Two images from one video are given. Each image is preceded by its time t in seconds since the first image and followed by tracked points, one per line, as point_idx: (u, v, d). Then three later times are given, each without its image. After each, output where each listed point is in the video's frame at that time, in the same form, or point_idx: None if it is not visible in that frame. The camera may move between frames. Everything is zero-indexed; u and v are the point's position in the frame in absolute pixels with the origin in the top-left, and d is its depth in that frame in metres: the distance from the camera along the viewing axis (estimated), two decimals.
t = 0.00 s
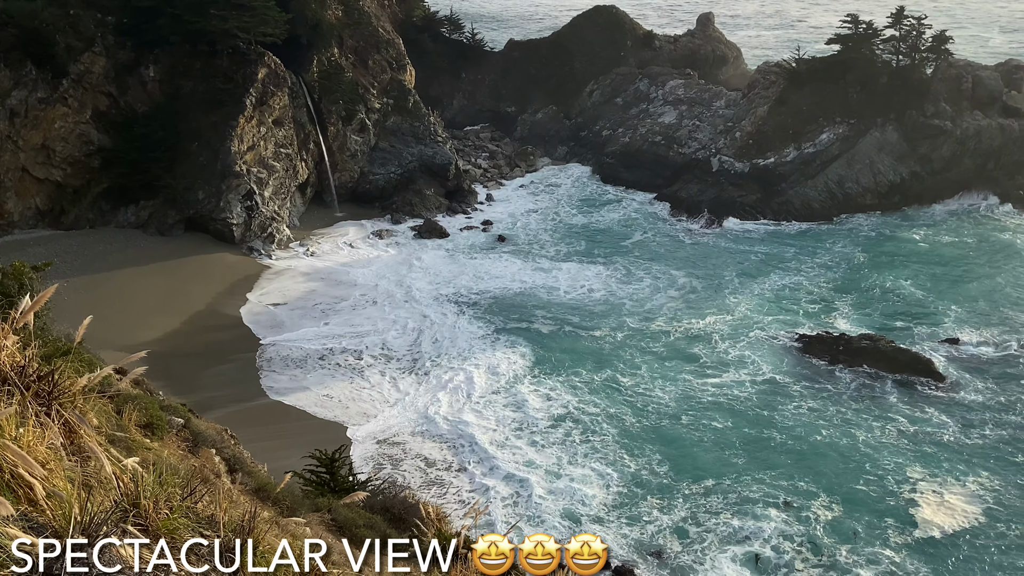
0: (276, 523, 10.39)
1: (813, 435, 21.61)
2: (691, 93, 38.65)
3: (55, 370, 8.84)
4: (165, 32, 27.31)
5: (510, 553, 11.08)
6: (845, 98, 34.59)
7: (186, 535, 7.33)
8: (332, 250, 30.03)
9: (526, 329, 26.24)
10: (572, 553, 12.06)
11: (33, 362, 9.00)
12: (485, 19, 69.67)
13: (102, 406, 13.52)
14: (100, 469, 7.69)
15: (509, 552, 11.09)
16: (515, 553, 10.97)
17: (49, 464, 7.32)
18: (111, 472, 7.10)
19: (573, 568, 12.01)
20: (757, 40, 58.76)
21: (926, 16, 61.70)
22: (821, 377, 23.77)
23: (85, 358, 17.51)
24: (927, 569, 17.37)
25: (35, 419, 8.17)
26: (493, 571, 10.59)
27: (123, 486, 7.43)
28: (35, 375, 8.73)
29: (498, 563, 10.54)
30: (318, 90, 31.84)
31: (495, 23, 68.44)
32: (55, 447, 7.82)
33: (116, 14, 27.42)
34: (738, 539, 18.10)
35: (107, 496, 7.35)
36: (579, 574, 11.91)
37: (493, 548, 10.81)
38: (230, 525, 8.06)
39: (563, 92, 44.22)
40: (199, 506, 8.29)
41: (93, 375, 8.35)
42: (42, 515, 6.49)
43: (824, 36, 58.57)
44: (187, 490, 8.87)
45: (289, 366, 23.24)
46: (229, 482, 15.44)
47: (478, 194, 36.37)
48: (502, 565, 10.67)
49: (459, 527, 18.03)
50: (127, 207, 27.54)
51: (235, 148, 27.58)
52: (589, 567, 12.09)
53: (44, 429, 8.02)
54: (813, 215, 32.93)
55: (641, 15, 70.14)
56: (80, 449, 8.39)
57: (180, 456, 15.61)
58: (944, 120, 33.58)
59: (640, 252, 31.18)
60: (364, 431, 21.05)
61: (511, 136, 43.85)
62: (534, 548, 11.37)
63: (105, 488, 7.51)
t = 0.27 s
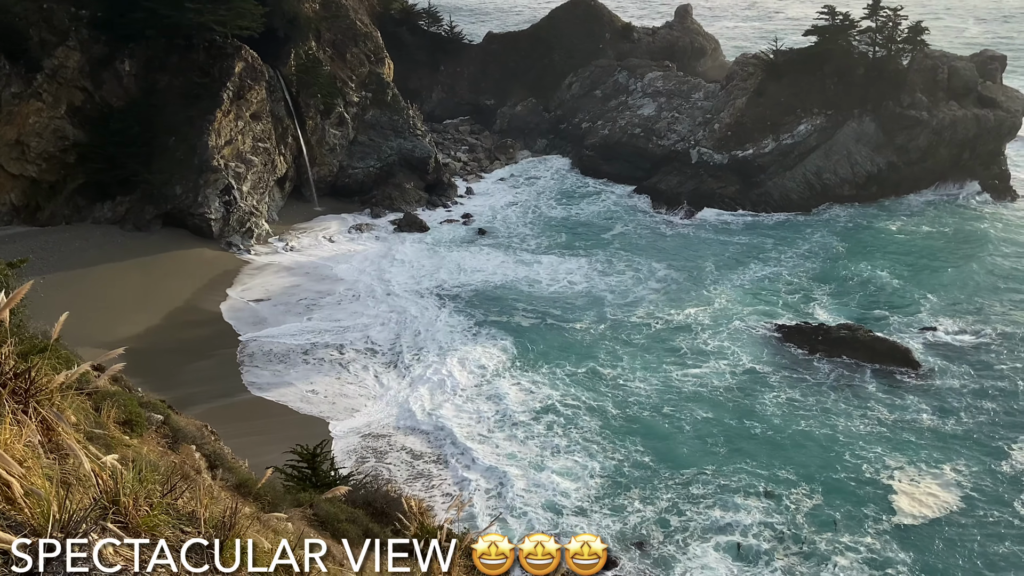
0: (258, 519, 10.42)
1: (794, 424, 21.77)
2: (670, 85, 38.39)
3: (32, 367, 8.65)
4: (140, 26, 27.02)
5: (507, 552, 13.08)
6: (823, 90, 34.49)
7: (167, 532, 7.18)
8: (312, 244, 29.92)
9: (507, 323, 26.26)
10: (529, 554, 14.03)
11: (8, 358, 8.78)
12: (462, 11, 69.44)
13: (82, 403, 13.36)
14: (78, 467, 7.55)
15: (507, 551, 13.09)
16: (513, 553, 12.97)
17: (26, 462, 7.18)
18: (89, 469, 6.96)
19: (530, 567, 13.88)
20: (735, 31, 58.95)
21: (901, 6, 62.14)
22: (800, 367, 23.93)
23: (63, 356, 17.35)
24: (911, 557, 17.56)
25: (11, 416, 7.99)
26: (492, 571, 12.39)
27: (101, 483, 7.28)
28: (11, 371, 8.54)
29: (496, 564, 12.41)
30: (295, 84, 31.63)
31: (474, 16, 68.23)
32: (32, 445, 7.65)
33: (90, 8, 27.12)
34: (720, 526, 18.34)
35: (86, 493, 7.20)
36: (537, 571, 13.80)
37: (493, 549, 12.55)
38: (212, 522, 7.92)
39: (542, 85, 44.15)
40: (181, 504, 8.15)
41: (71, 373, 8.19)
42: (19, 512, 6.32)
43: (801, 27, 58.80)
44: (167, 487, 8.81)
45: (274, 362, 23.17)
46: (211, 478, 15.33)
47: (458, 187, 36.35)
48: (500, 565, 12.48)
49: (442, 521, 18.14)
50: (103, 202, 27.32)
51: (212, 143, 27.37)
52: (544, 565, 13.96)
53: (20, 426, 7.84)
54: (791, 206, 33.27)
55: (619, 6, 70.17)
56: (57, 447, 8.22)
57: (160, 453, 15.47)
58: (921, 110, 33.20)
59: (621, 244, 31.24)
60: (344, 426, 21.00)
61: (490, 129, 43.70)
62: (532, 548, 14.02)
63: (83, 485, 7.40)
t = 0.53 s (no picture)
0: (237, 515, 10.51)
1: (773, 414, 21.90)
2: (648, 77, 38.38)
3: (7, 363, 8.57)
4: (114, 20, 26.89)
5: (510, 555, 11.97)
6: (799, 81, 34.58)
7: (144, 533, 7.39)
8: (290, 239, 29.77)
9: (487, 316, 26.26)
10: (528, 553, 12.88)
11: None
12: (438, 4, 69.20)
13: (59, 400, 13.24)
14: (55, 466, 7.62)
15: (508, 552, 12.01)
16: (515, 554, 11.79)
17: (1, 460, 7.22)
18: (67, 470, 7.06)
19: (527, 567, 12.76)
20: (712, 23, 59.16)
21: None
22: (778, 357, 24.08)
23: (39, 353, 17.10)
24: (893, 545, 17.74)
25: None
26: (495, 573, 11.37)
27: (78, 481, 7.40)
28: None
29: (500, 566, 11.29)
30: (271, 78, 31.44)
31: (450, 9, 67.92)
32: (9, 443, 7.66)
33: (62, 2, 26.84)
34: (702, 514, 18.55)
35: (64, 492, 7.30)
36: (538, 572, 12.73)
37: (494, 550, 11.61)
38: (190, 520, 8.13)
39: (519, 77, 44.53)
40: (159, 502, 8.30)
41: (47, 371, 8.14)
42: None
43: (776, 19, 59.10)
44: (146, 484, 8.80)
45: (259, 358, 23.10)
46: (191, 475, 15.21)
47: (436, 181, 36.33)
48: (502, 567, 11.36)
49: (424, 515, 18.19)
50: (78, 199, 27.07)
51: (189, 138, 27.14)
52: (543, 566, 12.87)
53: None
54: (769, 197, 33.44)
55: None
56: (34, 444, 8.22)
57: (138, 451, 15.27)
58: (897, 101, 33.52)
59: (600, 237, 31.29)
60: (323, 422, 20.91)
61: (469, 122, 43.42)
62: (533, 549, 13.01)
63: (61, 484, 7.50)
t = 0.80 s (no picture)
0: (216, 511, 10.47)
1: (752, 405, 21.97)
2: (624, 69, 38.34)
3: None
4: (86, 14, 26.38)
5: (507, 554, 10.90)
6: (775, 72, 34.56)
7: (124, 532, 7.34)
8: (268, 235, 29.64)
9: (466, 310, 26.27)
10: (529, 553, 11.52)
11: None
12: None
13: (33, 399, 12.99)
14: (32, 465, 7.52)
15: (507, 551, 10.94)
16: (513, 554, 10.82)
17: None
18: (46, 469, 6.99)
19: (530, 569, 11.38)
20: (688, 14, 59.32)
21: None
22: (756, 347, 24.22)
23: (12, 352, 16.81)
24: (873, 533, 17.83)
25: None
26: (492, 572, 10.43)
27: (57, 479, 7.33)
28: None
29: (498, 563, 10.42)
30: (247, 73, 31.19)
31: (427, 2, 67.59)
32: None
33: None
34: (683, 504, 18.68)
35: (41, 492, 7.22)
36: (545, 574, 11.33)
37: (493, 549, 10.67)
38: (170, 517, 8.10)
39: (497, 70, 44.11)
40: (138, 499, 8.25)
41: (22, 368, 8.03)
42: None
43: (752, 9, 59.32)
44: (124, 482, 8.80)
45: (241, 354, 22.99)
46: (169, 473, 15.03)
47: (414, 175, 36.33)
48: (501, 566, 10.49)
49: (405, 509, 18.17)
50: (52, 196, 26.51)
51: (163, 133, 27.03)
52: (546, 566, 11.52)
53: None
54: (746, 187, 33.53)
55: None
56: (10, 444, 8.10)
57: (116, 449, 15.05)
58: (871, 91, 33.59)
59: (579, 229, 31.34)
60: (301, 418, 20.78)
61: (448, 116, 43.54)
62: (533, 548, 11.66)
63: (37, 483, 7.42)
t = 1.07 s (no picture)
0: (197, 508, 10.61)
1: (731, 395, 22.08)
2: (601, 61, 38.30)
3: None
4: (56, 9, 26.11)
5: (509, 554, 11.26)
6: (751, 63, 34.80)
7: (102, 530, 7.54)
8: (246, 231, 29.45)
9: (446, 304, 26.28)
10: (528, 553, 11.74)
11: None
12: None
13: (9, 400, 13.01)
14: (10, 465, 7.72)
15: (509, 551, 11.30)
16: (515, 553, 11.17)
17: None
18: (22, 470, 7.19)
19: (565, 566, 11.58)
20: (665, 6, 59.44)
21: None
22: (735, 336, 24.33)
23: None
24: (852, 520, 18.00)
25: None
26: (492, 572, 10.67)
27: (34, 478, 7.53)
28: None
29: (497, 564, 10.66)
30: (222, 67, 30.93)
31: None
32: None
33: None
34: (664, 493, 18.86)
35: (18, 491, 7.42)
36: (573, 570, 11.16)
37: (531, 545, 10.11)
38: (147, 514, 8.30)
39: (473, 63, 44.03)
40: (116, 496, 8.46)
41: None
42: None
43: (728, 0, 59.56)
44: (103, 481, 8.95)
45: (221, 351, 22.84)
46: (149, 470, 14.95)
47: (393, 169, 36.19)
48: (501, 566, 10.73)
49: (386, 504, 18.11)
50: (26, 193, 26.08)
51: (138, 129, 26.78)
52: (547, 566, 11.73)
53: None
54: (724, 178, 33.61)
55: None
56: None
57: (95, 447, 14.95)
58: (847, 82, 33.96)
59: (559, 221, 31.40)
60: (278, 415, 20.63)
61: (424, 109, 43.18)
62: (534, 547, 11.90)
63: (15, 483, 7.62)
